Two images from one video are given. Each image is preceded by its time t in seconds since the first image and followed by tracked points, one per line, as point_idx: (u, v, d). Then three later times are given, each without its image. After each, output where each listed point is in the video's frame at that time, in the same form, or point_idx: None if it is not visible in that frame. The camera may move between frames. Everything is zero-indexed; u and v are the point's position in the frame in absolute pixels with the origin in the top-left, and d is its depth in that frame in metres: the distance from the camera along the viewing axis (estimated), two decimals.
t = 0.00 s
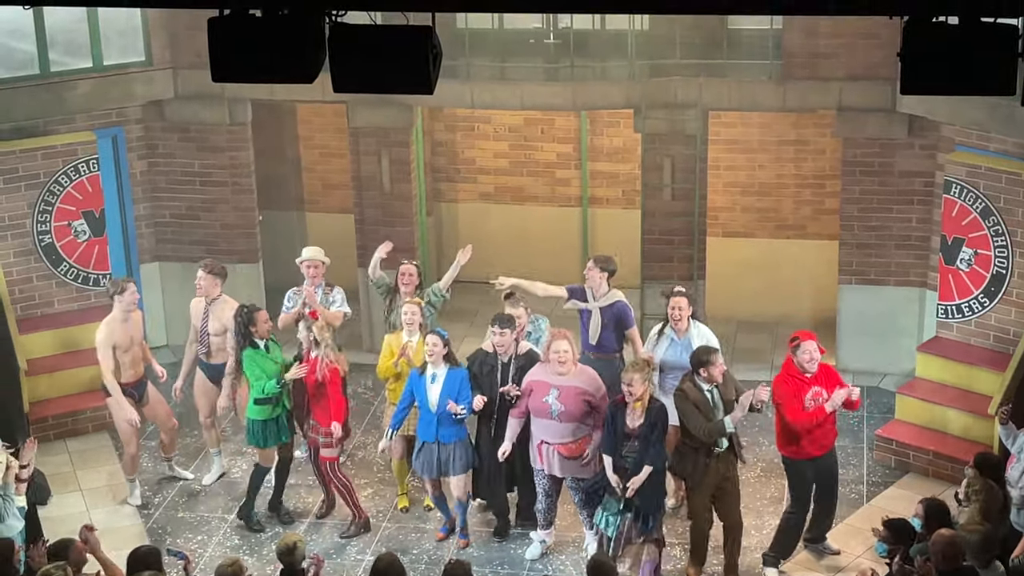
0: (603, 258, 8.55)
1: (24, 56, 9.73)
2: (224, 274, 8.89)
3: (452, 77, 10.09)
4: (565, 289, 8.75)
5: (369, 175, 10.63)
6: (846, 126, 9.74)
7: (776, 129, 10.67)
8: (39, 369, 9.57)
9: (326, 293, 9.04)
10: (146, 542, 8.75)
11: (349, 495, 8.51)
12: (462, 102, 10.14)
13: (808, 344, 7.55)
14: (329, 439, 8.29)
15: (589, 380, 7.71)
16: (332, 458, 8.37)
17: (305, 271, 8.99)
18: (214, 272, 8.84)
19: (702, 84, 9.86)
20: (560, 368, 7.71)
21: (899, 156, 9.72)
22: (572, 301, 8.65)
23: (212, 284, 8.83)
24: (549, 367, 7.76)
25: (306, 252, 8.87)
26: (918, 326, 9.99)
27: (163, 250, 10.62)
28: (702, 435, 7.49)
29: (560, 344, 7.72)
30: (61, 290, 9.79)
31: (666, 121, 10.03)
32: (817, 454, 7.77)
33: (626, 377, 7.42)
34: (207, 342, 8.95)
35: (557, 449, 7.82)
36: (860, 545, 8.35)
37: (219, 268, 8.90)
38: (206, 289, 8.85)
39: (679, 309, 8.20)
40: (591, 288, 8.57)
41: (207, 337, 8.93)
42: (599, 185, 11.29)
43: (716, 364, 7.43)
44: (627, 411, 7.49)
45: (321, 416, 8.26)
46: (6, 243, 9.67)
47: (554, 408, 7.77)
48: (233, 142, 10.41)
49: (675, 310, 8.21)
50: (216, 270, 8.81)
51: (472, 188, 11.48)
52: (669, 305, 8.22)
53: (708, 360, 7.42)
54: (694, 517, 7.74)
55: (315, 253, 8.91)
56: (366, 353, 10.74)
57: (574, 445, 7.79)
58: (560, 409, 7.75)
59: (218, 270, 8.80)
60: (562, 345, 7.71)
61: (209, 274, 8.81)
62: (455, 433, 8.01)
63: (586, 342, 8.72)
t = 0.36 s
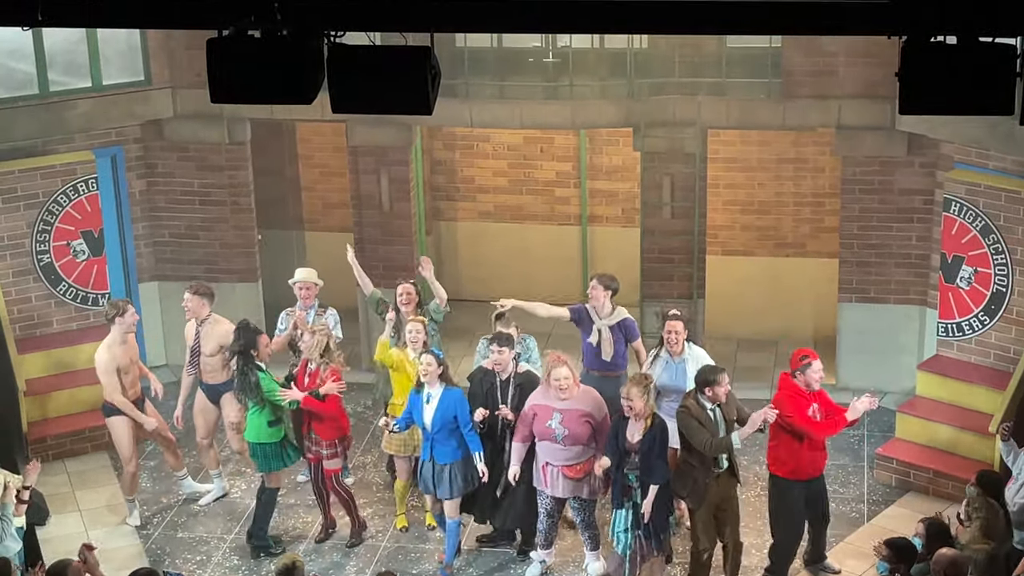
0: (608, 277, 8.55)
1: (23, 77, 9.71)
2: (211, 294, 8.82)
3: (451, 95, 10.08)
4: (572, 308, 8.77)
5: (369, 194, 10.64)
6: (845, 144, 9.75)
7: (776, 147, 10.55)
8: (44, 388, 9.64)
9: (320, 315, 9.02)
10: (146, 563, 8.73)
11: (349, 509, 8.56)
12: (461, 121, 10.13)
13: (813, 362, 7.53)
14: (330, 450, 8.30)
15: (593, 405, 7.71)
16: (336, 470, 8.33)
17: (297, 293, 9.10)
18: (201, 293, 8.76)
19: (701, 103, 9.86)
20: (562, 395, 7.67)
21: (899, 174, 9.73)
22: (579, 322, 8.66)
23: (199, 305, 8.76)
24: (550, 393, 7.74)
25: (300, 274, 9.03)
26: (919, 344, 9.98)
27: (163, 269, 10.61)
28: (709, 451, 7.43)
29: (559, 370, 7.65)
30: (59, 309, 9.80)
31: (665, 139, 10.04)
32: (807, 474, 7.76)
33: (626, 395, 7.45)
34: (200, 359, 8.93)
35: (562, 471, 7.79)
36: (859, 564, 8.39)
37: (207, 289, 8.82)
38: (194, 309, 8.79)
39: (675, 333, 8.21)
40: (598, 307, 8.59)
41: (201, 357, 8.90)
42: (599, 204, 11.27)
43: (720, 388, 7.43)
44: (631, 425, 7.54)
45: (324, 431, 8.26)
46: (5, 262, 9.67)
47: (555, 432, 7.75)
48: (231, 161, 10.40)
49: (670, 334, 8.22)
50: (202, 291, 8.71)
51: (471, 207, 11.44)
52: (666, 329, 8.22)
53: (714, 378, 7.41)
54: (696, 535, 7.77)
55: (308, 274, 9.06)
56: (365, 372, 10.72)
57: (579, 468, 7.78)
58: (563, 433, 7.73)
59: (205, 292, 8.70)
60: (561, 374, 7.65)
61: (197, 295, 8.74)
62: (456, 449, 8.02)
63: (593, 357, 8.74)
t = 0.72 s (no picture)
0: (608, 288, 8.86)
1: (22, 93, 9.73)
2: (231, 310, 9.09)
3: (449, 110, 10.12)
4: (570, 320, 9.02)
5: (368, 209, 10.64)
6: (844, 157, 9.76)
7: (776, 159, 10.46)
8: (45, 403, 9.68)
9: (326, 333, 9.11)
10: None
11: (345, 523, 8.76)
12: (459, 135, 10.16)
13: (810, 377, 7.93)
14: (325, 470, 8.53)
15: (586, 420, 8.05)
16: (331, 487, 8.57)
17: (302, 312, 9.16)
18: (221, 308, 9.05)
19: (699, 116, 9.87)
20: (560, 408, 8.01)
21: (897, 187, 9.71)
22: (578, 332, 8.92)
23: (219, 321, 9.03)
24: (547, 405, 8.07)
25: (305, 292, 9.05)
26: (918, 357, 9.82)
27: (162, 283, 10.50)
28: (720, 463, 7.81)
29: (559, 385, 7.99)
30: (59, 325, 9.83)
31: (667, 151, 10.16)
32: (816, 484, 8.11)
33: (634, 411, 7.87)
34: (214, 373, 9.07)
35: (549, 484, 8.19)
36: None
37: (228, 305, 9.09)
38: (213, 324, 9.05)
39: (683, 340, 8.38)
40: (597, 317, 8.87)
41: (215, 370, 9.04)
42: (598, 217, 11.22)
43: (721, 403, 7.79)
44: (634, 443, 7.94)
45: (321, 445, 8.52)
46: (5, 278, 9.69)
47: (545, 444, 8.11)
48: (231, 176, 10.38)
49: (679, 340, 8.39)
50: (222, 306, 9.01)
51: (471, 222, 11.46)
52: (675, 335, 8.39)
53: (717, 396, 7.75)
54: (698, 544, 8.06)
55: (313, 293, 9.08)
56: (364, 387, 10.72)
57: (564, 481, 8.16)
58: (552, 447, 8.09)
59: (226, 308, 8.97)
60: (560, 388, 7.99)
61: (217, 310, 9.02)
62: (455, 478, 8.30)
63: (592, 367, 8.96)
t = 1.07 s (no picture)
0: (615, 287, 8.98)
1: (28, 98, 9.76)
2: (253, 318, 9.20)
3: (454, 114, 10.14)
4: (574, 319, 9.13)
5: (373, 214, 10.65)
6: (847, 160, 9.76)
7: (781, 163, 10.18)
8: (47, 411, 9.74)
9: (328, 336, 9.32)
10: None
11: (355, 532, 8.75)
12: (464, 139, 10.21)
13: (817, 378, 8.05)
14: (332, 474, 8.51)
15: (592, 435, 8.05)
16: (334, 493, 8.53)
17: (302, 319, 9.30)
18: (243, 315, 9.12)
19: (703, 120, 9.87)
20: (567, 419, 8.04)
21: (902, 189, 9.70)
22: (586, 331, 9.06)
23: (241, 327, 9.10)
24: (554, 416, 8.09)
25: (302, 299, 9.22)
26: (924, 361, 9.82)
27: (167, 290, 10.53)
28: (745, 473, 7.85)
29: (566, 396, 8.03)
30: (65, 331, 9.87)
31: (667, 157, 10.06)
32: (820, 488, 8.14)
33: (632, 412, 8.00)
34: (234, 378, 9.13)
35: (546, 498, 8.17)
36: None
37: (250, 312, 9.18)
38: (234, 330, 9.13)
39: (714, 355, 8.71)
40: (603, 317, 9.01)
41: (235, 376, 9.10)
42: (603, 222, 11.16)
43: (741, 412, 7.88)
44: (640, 448, 8.05)
45: (328, 449, 8.54)
46: (9, 284, 9.69)
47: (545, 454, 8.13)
48: (236, 182, 10.41)
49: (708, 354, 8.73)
50: (245, 314, 9.09)
51: (476, 226, 11.41)
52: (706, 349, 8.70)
53: (739, 405, 7.89)
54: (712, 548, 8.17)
55: (313, 300, 9.26)
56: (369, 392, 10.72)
57: (561, 496, 8.12)
58: (550, 457, 8.10)
59: (247, 312, 9.07)
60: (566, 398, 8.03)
61: (239, 316, 9.08)
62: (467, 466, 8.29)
63: (599, 366, 9.12)
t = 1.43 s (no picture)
0: (633, 277, 9.66)
1: (39, 97, 9.80)
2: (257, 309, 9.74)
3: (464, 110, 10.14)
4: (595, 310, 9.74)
5: (383, 210, 10.83)
6: (858, 155, 9.71)
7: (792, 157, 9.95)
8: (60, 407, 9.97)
9: (346, 331, 9.49)
10: None
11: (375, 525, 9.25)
12: (475, 135, 10.27)
13: (829, 373, 8.62)
14: (348, 470, 9.06)
15: (609, 433, 8.43)
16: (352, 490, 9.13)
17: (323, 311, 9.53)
18: (247, 307, 9.70)
19: (714, 116, 9.86)
20: (583, 419, 8.39)
21: (913, 184, 9.62)
22: (602, 318, 9.66)
23: (245, 319, 9.68)
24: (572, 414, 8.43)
25: (327, 293, 9.42)
26: (936, 355, 9.75)
27: (178, 287, 10.26)
28: (774, 480, 8.32)
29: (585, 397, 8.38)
30: (78, 328, 9.99)
31: (678, 152, 10.10)
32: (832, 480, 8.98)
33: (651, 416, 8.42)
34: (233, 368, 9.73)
35: (558, 498, 8.61)
36: None
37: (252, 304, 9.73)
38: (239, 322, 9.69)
39: (711, 343, 9.30)
40: (620, 305, 9.63)
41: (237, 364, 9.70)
42: (614, 218, 11.07)
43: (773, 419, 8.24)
44: (655, 448, 8.53)
45: (345, 449, 9.04)
46: (22, 282, 9.95)
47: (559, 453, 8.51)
48: (247, 178, 10.25)
49: (708, 343, 9.30)
50: (248, 306, 9.67)
51: (486, 222, 11.40)
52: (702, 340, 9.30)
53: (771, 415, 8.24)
54: (734, 547, 8.63)
55: (334, 293, 9.49)
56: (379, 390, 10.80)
57: (572, 497, 8.57)
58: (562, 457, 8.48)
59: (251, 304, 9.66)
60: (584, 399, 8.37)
61: (241, 309, 9.67)
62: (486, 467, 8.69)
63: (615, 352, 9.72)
